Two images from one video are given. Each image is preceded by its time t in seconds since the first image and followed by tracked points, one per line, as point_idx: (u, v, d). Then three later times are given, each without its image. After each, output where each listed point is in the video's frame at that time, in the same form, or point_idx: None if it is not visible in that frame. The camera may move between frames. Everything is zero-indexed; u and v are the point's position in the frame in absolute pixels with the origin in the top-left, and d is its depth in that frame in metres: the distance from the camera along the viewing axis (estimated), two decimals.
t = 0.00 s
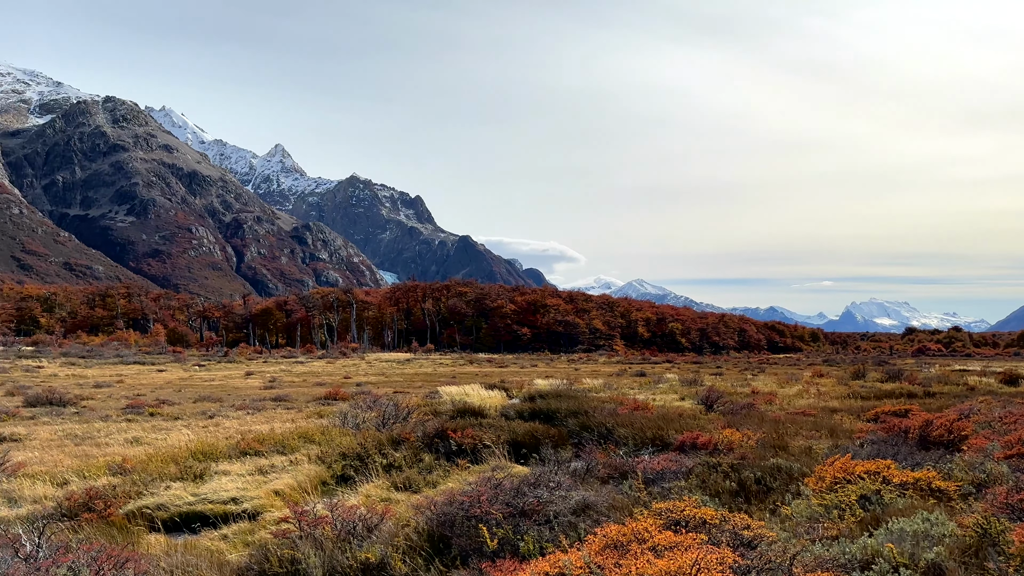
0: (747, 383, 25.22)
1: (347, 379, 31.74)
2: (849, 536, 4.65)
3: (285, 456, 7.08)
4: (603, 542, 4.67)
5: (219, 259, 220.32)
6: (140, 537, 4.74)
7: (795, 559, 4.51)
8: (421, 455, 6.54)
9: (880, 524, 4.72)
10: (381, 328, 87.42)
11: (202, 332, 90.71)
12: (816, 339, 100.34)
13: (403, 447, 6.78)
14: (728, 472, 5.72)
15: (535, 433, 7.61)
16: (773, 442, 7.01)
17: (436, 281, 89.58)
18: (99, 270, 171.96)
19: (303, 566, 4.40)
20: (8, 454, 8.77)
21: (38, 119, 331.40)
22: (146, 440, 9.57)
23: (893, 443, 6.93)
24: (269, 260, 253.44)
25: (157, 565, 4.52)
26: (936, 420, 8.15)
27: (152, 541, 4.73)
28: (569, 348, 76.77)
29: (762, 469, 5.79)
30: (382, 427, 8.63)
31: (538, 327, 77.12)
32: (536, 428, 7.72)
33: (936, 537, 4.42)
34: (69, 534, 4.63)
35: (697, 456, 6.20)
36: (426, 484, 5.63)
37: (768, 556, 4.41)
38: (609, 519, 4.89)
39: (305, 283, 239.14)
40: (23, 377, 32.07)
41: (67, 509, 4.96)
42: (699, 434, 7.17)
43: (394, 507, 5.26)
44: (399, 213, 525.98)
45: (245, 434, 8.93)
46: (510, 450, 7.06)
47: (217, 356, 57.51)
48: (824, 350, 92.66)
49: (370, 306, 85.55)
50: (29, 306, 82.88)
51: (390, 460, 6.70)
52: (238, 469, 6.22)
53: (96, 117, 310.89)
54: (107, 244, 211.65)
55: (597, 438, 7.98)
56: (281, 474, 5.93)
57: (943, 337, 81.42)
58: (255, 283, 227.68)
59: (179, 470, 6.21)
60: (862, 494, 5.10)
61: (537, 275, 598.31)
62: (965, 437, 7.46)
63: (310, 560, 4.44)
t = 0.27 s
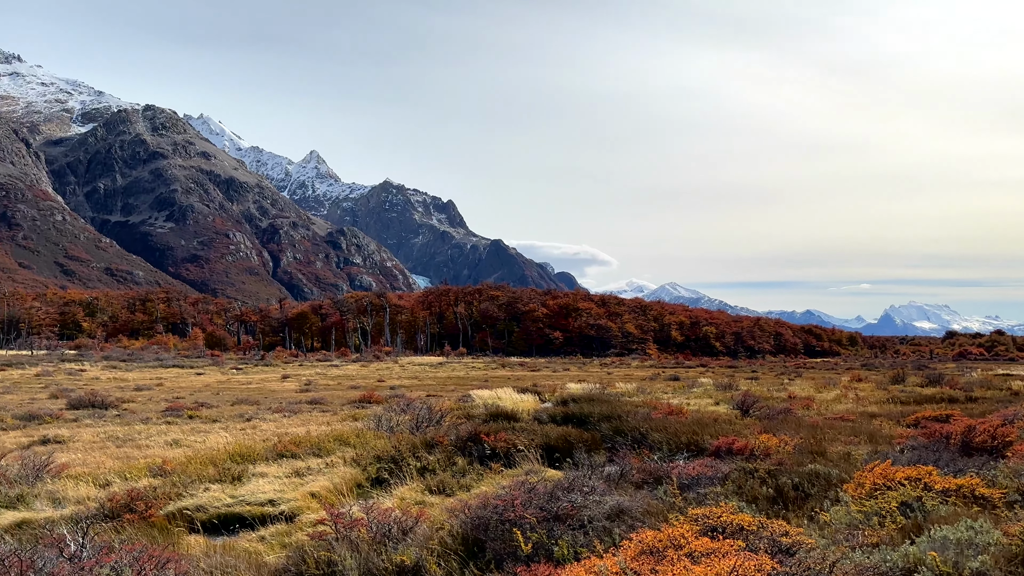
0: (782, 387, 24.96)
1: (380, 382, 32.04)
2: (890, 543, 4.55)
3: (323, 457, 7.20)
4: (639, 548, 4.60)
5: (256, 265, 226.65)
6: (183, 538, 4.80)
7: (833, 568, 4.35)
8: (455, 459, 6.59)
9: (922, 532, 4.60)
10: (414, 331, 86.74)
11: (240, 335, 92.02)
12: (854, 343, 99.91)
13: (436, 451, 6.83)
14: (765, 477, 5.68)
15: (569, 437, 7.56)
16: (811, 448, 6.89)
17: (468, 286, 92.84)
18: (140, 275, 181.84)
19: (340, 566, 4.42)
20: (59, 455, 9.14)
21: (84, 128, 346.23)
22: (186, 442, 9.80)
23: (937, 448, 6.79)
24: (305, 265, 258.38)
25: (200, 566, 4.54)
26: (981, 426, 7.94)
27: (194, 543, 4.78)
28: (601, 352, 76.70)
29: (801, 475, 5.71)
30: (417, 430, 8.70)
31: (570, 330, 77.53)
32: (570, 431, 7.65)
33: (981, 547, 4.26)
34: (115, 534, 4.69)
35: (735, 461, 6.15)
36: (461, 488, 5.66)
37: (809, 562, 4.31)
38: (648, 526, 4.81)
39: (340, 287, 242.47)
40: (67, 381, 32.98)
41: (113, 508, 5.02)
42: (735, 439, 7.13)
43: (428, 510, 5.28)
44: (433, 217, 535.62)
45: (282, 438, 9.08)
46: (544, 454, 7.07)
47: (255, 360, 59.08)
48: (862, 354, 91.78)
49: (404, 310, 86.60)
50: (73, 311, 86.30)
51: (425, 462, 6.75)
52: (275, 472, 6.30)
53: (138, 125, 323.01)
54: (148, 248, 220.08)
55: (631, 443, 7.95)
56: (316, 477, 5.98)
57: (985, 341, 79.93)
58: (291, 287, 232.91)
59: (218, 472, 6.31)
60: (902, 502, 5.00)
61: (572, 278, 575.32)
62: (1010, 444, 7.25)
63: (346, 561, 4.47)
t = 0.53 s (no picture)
0: (821, 393, 24.57)
1: (413, 386, 32.14)
2: (935, 551, 4.39)
3: (358, 460, 7.28)
4: (674, 553, 4.54)
5: (292, 270, 232.67)
6: (221, 539, 4.85)
7: None
8: (489, 462, 6.62)
9: (967, 540, 4.46)
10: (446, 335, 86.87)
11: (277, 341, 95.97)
12: (895, 347, 99.36)
13: (469, 454, 6.90)
14: (803, 484, 5.60)
15: (602, 441, 7.58)
16: (849, 454, 6.79)
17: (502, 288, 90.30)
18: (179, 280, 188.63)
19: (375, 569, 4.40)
20: (100, 456, 9.43)
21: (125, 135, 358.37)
22: (224, 444, 10.04)
23: (981, 456, 6.63)
24: (340, 269, 263.96)
25: (239, 568, 4.58)
26: None
27: (234, 544, 4.83)
28: (634, 357, 76.68)
29: (839, 481, 5.62)
30: (450, 434, 8.70)
31: (603, 334, 77.56)
32: (604, 435, 7.63)
33: None
34: (156, 534, 4.75)
35: (771, 466, 6.09)
36: (495, 492, 5.72)
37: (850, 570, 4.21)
38: (683, 532, 4.77)
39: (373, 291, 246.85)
40: (110, 384, 34.02)
41: (152, 509, 5.08)
42: (772, 445, 7.06)
43: (463, 513, 5.26)
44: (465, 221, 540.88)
45: (318, 440, 9.19)
46: (579, 458, 7.08)
47: (292, 363, 60.41)
48: (902, 358, 91.35)
49: (436, 313, 86.30)
50: (115, 315, 89.56)
51: (458, 466, 6.79)
52: (311, 473, 6.36)
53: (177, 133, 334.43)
54: (187, 253, 228.33)
55: (666, 447, 7.91)
56: (350, 481, 6.00)
57: None
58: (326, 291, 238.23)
59: (256, 473, 6.38)
60: (946, 510, 4.88)
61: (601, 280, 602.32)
62: None
63: (382, 563, 4.45)
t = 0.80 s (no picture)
0: (858, 397, 24.19)
1: (447, 389, 32.22)
2: (981, 559, 4.23)
3: (391, 462, 7.39)
4: (709, 559, 4.48)
5: (326, 275, 238.77)
6: (259, 541, 4.89)
7: None
8: (521, 467, 6.64)
9: (1016, 548, 4.32)
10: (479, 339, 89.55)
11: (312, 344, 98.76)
12: (934, 351, 99.38)
13: (504, 457, 6.95)
14: (843, 491, 5.52)
15: (636, 445, 7.60)
16: (892, 459, 6.67)
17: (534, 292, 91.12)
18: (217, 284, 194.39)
19: (408, 571, 4.41)
20: (140, 457, 9.76)
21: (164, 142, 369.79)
22: (260, 446, 10.29)
23: None
24: (373, 274, 269.95)
25: (276, 569, 4.61)
26: None
27: (270, 546, 4.88)
28: (668, 361, 76.44)
29: (879, 488, 5.53)
30: (483, 437, 8.80)
31: (635, 338, 76.60)
32: (638, 440, 7.65)
33: None
34: (194, 535, 4.81)
35: (809, 473, 6.02)
36: (532, 496, 5.72)
37: None
38: (724, 539, 4.71)
39: (405, 295, 251.61)
40: (150, 387, 35.22)
41: (189, 512, 5.15)
42: (810, 451, 6.99)
43: (497, 518, 5.26)
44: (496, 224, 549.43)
45: (353, 442, 9.35)
46: (613, 463, 7.13)
47: (328, 366, 61.97)
48: (943, 363, 91.20)
49: (469, 317, 86.66)
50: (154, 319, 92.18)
51: (491, 468, 6.83)
52: (347, 475, 6.43)
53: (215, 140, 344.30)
54: (226, 258, 236.29)
55: (701, 452, 7.90)
56: (387, 482, 6.08)
57: None
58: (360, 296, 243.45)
59: (292, 476, 6.48)
60: (989, 519, 4.75)
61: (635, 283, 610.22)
62: None
63: (415, 568, 4.43)
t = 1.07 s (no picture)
0: (899, 402, 23.67)
1: (480, 393, 32.53)
2: None
3: (425, 467, 7.45)
4: (751, 566, 4.43)
5: (360, 279, 244.61)
6: (296, 543, 4.92)
7: None
8: (555, 471, 6.67)
9: None
10: (511, 342, 90.42)
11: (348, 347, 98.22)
12: (976, 355, 98.17)
13: (537, 461, 6.96)
14: (882, 497, 5.44)
15: (671, 451, 7.57)
16: (935, 467, 6.52)
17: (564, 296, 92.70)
18: (254, 288, 202.75)
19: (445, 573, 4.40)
20: (180, 459, 10.05)
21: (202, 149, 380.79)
22: (297, 448, 10.54)
23: None
24: (407, 277, 276.09)
25: (313, 571, 4.63)
26: None
27: (306, 546, 4.90)
28: (702, 364, 75.28)
29: (921, 494, 5.43)
30: (517, 441, 8.89)
31: (669, 341, 76.63)
32: (673, 445, 7.64)
33: None
34: (232, 536, 4.84)
35: (848, 480, 5.95)
36: (565, 500, 5.75)
37: None
38: (762, 544, 4.68)
39: (438, 299, 256.84)
40: (189, 390, 36.23)
41: (228, 512, 5.23)
42: (848, 457, 6.95)
43: (531, 523, 5.24)
44: (528, 228, 555.46)
45: (388, 445, 9.47)
46: (648, 468, 7.13)
47: (362, 369, 63.56)
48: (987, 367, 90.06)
49: (501, 320, 90.34)
50: (193, 323, 94.08)
51: (525, 473, 6.87)
52: (381, 479, 6.47)
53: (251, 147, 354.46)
54: (264, 262, 245.19)
55: (739, 459, 7.84)
56: (421, 484, 6.14)
57: None
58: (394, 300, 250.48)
59: (329, 478, 6.55)
60: None
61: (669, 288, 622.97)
62: None
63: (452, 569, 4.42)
